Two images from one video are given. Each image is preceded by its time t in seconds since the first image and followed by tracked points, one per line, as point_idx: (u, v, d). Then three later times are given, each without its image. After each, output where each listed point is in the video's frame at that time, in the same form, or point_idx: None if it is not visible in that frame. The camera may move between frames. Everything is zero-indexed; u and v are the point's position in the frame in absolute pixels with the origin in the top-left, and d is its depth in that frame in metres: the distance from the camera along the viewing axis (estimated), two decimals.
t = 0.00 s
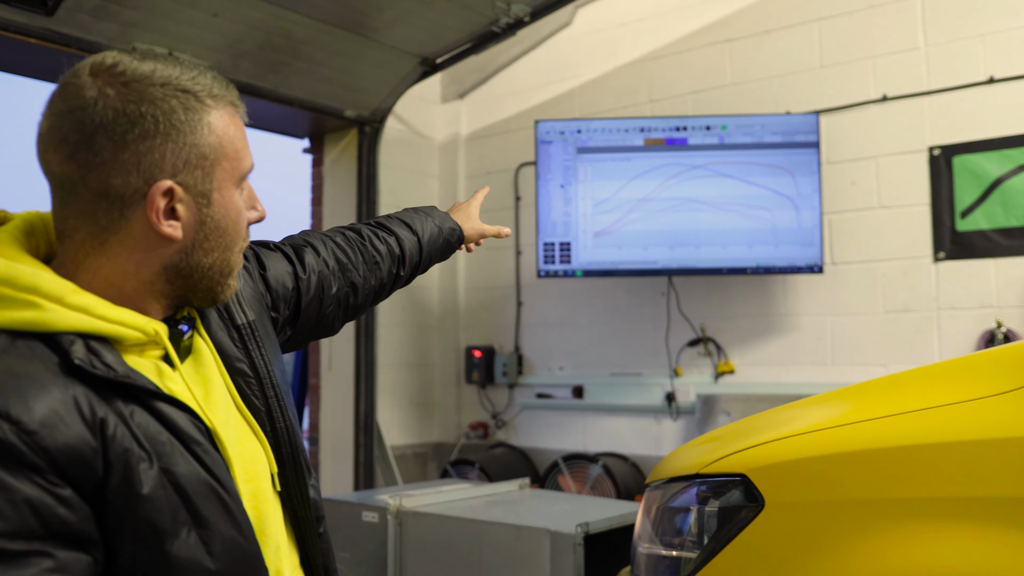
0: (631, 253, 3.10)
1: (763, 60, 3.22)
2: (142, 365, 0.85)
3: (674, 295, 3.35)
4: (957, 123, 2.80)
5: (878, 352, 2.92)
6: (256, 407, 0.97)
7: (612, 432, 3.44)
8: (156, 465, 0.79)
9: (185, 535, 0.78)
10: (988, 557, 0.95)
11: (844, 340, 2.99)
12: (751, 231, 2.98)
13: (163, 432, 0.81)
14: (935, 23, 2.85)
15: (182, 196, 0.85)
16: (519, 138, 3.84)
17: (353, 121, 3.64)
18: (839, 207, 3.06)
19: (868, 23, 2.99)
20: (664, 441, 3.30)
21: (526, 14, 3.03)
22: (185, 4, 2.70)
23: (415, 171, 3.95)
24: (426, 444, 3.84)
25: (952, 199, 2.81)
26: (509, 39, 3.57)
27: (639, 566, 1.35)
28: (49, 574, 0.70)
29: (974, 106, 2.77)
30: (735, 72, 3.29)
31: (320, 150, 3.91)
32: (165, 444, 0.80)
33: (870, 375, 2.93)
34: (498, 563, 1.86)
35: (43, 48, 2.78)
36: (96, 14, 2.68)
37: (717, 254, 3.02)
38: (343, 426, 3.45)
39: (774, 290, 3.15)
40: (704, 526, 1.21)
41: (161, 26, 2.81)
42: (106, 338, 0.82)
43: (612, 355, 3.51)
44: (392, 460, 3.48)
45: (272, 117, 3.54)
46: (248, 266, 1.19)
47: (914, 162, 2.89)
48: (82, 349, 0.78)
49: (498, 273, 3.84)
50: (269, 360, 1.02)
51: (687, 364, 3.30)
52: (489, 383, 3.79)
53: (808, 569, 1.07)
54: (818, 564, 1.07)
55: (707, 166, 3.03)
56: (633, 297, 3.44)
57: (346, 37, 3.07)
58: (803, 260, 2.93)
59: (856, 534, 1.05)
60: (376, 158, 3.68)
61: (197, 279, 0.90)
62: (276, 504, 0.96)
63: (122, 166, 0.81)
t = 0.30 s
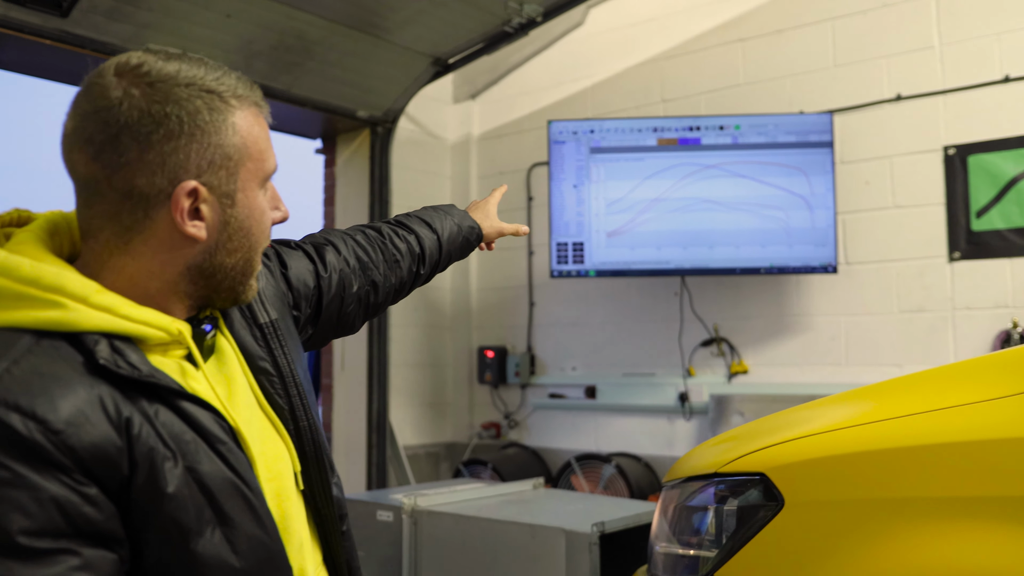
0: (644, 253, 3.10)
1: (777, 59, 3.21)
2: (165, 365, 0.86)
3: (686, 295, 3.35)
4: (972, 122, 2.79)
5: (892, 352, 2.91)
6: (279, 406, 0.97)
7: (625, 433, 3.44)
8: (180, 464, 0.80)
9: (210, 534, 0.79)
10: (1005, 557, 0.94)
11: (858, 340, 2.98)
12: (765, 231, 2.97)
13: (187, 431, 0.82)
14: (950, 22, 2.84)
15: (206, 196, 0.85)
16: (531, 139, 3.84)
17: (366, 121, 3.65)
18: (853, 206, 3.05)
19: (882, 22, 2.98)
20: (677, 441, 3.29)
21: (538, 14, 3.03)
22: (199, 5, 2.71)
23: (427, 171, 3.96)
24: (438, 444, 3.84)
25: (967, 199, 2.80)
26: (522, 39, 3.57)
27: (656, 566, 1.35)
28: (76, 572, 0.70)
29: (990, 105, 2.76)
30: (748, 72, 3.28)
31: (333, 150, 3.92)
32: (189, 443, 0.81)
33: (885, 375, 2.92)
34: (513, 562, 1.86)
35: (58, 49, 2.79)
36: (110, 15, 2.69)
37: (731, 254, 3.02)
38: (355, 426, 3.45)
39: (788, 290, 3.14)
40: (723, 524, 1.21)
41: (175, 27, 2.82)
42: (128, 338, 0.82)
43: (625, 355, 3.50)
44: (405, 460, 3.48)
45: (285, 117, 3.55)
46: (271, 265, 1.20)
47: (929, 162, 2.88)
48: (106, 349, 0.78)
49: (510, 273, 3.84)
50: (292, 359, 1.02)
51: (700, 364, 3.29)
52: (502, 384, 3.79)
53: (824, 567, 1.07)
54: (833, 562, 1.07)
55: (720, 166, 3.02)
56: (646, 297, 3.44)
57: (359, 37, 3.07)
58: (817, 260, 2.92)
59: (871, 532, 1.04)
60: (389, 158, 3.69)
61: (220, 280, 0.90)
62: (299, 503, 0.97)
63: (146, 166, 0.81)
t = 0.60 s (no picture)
0: (657, 251, 3.11)
1: (790, 57, 3.21)
2: (202, 356, 0.90)
3: (699, 293, 3.35)
4: (987, 119, 2.79)
5: (906, 350, 2.91)
6: (314, 398, 1.01)
7: (637, 431, 3.44)
8: (217, 453, 0.84)
9: (246, 524, 0.83)
10: (1012, 546, 0.95)
11: (871, 338, 2.98)
12: (778, 229, 2.98)
13: (223, 421, 0.86)
14: (964, 19, 2.83)
15: (241, 188, 0.87)
16: (543, 137, 3.84)
17: (378, 120, 3.66)
18: (867, 204, 3.05)
19: (896, 19, 2.97)
20: (690, 439, 3.29)
21: (551, 12, 3.03)
22: (215, 4, 2.72)
23: (438, 170, 3.97)
24: (450, 443, 3.85)
25: (982, 197, 2.79)
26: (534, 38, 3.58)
27: (676, 560, 1.36)
28: (113, 559, 0.73)
29: (1004, 102, 2.75)
30: (761, 70, 3.28)
31: (345, 149, 3.93)
32: (225, 433, 0.85)
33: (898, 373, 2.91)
34: (530, 558, 1.87)
35: (75, 48, 2.81)
36: (126, 15, 2.70)
37: (744, 252, 3.02)
38: (367, 425, 3.46)
39: (801, 287, 3.14)
40: (744, 518, 1.22)
41: (190, 26, 2.83)
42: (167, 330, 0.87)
43: (637, 354, 3.50)
44: (417, 458, 3.49)
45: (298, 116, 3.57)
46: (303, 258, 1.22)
47: (943, 159, 2.87)
48: (146, 340, 0.83)
49: (522, 271, 3.85)
50: (326, 350, 1.07)
51: (713, 362, 3.29)
52: (514, 382, 3.79)
53: (833, 560, 1.09)
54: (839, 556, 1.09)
55: (734, 164, 3.03)
56: (658, 295, 3.44)
57: (372, 36, 3.08)
58: (831, 258, 2.92)
59: (878, 525, 1.06)
60: (401, 157, 3.70)
61: (257, 270, 0.92)
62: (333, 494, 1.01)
63: (183, 160, 0.84)
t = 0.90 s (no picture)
0: (664, 253, 3.11)
1: (797, 59, 3.21)
2: (228, 359, 0.97)
3: (706, 294, 3.35)
4: (995, 121, 2.78)
5: (913, 352, 2.91)
6: (348, 409, 1.06)
7: (644, 432, 3.45)
8: (228, 456, 0.86)
9: (252, 526, 0.85)
10: (1013, 552, 0.96)
11: (879, 340, 2.98)
12: (785, 231, 2.98)
13: (239, 424, 0.89)
14: (972, 21, 2.83)
15: (230, 192, 0.92)
16: (550, 139, 3.85)
17: (385, 122, 3.66)
18: (874, 206, 3.05)
19: (904, 22, 2.97)
20: (697, 441, 3.29)
21: (559, 15, 3.03)
22: (223, 7, 2.73)
23: (445, 172, 3.98)
24: (458, 444, 3.86)
25: (990, 199, 2.79)
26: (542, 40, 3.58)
27: (688, 563, 1.36)
28: (112, 551, 0.75)
29: (1013, 104, 2.75)
30: (768, 72, 3.28)
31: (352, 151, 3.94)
32: (239, 436, 0.89)
33: (906, 375, 2.91)
34: (539, 560, 1.87)
35: (84, 50, 2.82)
36: (135, 17, 2.71)
37: (751, 254, 3.03)
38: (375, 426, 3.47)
39: (808, 290, 3.14)
40: (757, 523, 1.22)
41: (199, 28, 2.84)
42: (198, 334, 0.93)
43: (644, 355, 3.51)
44: (424, 460, 3.50)
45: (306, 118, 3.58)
46: (358, 274, 1.27)
47: (950, 162, 2.87)
48: (165, 343, 0.88)
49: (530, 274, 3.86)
50: (364, 362, 1.12)
51: (720, 364, 3.29)
52: (521, 384, 3.80)
53: (839, 566, 1.10)
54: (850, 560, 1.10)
55: (741, 166, 3.03)
56: (665, 297, 3.44)
57: (379, 38, 3.09)
58: (838, 260, 2.92)
59: (882, 532, 1.07)
60: (408, 158, 3.71)
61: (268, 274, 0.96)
62: (364, 503, 1.05)
63: (178, 164, 0.93)
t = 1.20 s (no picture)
0: (672, 257, 3.11)
1: (804, 62, 3.22)
2: (310, 366, 1.04)
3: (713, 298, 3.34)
4: (1002, 124, 2.79)
5: (920, 355, 2.91)
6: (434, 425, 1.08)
7: (651, 435, 3.45)
8: (281, 449, 0.95)
9: (294, 516, 0.92)
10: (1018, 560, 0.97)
11: (887, 343, 2.98)
12: (793, 234, 2.98)
13: (299, 422, 0.98)
14: (979, 24, 2.83)
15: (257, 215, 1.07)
16: (556, 142, 3.85)
17: (392, 125, 3.67)
18: (881, 209, 3.05)
19: (911, 25, 2.97)
20: (704, 445, 3.29)
21: (566, 18, 3.04)
22: (232, 12, 2.74)
23: (452, 175, 3.98)
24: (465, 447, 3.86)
25: (997, 202, 2.79)
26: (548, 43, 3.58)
27: (699, 569, 1.37)
28: (161, 520, 0.87)
29: (1020, 107, 2.75)
30: (775, 75, 3.29)
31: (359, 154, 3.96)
32: (296, 433, 0.97)
33: (914, 378, 2.92)
34: (551, 564, 1.90)
35: (94, 56, 2.83)
36: (145, 23, 2.72)
37: (759, 258, 3.02)
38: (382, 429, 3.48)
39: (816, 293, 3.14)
40: (769, 529, 1.23)
41: (208, 34, 2.85)
42: (279, 343, 1.03)
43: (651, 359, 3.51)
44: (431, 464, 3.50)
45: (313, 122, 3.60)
46: (507, 311, 1.28)
47: (957, 165, 2.87)
48: (239, 346, 0.98)
49: (536, 277, 3.86)
50: (463, 380, 1.12)
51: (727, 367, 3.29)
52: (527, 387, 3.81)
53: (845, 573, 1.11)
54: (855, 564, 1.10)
55: (748, 169, 3.03)
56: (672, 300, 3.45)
57: (387, 42, 3.10)
58: (846, 264, 2.92)
59: (888, 539, 1.08)
60: (415, 162, 3.71)
61: (287, 291, 1.05)
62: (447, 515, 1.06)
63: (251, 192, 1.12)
